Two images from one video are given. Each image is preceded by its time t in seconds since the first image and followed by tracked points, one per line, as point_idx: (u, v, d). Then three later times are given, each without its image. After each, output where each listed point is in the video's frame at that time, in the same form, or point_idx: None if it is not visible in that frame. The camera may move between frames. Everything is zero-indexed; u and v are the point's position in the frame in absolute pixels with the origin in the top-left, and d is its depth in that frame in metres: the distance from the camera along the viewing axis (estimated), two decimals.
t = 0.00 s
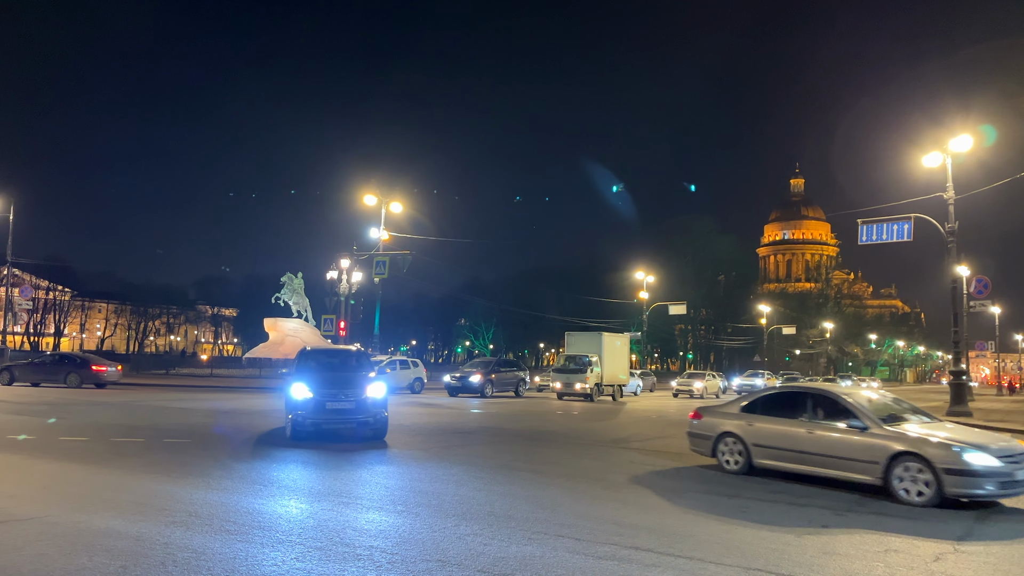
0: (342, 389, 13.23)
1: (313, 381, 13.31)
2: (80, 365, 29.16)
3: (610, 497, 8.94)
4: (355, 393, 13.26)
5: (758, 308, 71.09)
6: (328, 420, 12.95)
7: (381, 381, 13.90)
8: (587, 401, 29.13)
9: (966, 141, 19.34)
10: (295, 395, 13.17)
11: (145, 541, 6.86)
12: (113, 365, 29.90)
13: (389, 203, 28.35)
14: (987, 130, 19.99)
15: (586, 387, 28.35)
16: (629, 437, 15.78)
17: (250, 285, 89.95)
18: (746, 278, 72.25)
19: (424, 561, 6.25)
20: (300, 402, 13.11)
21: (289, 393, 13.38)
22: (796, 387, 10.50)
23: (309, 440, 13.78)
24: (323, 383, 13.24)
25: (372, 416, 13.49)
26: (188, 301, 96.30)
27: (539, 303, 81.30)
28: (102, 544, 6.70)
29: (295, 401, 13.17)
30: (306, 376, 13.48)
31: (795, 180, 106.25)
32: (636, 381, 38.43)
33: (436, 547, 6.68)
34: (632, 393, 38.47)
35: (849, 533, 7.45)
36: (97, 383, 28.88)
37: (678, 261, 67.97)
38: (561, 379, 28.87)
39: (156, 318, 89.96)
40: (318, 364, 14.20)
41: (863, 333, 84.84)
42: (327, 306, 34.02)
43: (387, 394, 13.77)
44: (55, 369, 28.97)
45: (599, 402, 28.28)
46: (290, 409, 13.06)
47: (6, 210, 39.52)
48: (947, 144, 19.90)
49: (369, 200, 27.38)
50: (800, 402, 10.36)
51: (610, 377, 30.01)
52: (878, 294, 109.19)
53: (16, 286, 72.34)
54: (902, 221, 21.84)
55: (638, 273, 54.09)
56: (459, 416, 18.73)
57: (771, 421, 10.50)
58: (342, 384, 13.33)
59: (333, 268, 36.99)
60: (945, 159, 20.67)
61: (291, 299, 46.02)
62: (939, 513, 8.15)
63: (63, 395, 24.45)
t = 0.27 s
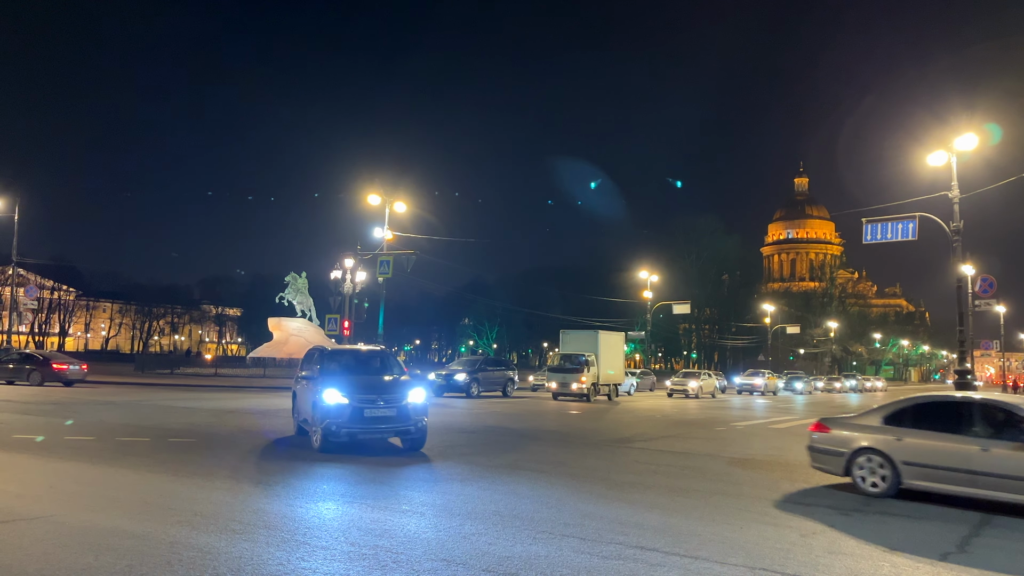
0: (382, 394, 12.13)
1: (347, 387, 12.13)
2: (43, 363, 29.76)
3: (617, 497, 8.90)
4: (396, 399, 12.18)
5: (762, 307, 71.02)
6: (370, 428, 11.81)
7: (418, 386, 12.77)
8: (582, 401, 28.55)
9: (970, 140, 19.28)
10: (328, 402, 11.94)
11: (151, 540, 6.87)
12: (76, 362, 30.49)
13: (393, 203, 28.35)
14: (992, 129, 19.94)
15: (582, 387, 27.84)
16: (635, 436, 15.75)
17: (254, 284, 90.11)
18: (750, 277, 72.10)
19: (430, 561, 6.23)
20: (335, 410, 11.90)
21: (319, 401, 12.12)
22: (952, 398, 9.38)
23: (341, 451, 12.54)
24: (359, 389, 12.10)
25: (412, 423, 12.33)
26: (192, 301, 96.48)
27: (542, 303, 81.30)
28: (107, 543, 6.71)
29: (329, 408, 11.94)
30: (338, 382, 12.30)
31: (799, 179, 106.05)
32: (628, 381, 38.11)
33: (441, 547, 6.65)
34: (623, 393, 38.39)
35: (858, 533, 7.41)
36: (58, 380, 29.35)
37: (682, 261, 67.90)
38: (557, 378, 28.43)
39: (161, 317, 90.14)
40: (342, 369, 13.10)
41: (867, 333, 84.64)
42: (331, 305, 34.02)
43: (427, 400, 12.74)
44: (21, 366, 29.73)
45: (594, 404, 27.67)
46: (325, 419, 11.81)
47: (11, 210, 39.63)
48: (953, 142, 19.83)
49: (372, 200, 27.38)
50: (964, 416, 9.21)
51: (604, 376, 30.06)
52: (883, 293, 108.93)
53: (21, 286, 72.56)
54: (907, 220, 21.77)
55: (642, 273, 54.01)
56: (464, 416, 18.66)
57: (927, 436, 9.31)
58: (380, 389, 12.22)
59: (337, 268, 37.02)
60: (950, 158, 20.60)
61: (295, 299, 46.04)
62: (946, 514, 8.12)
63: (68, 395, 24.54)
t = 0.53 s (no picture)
0: (438, 401, 10.64)
1: (398, 394, 10.60)
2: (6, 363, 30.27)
3: (618, 497, 8.88)
4: (454, 406, 10.71)
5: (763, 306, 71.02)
6: (429, 441, 10.29)
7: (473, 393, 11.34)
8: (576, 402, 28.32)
9: (971, 139, 19.28)
10: (378, 411, 10.37)
11: (153, 541, 6.88)
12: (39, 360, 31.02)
13: (393, 203, 28.36)
14: (993, 128, 19.95)
15: (576, 388, 27.68)
16: (635, 435, 15.74)
17: (254, 284, 90.13)
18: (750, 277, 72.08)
19: (435, 561, 6.21)
20: (387, 420, 10.33)
21: (366, 410, 10.52)
22: None
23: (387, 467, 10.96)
24: (411, 395, 10.58)
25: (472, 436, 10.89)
26: (193, 300, 96.52)
27: (543, 302, 81.31)
28: (108, 544, 6.70)
29: (380, 419, 10.36)
30: (387, 389, 10.75)
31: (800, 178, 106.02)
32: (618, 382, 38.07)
33: (444, 547, 6.64)
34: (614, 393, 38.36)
35: (859, 533, 7.39)
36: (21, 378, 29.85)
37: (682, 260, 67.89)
38: (550, 379, 28.16)
39: (161, 317, 90.16)
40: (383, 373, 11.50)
41: (868, 332, 84.65)
42: (331, 305, 34.02)
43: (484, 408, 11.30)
44: None
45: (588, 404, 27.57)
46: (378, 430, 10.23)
47: (12, 210, 39.66)
48: (953, 142, 19.84)
49: (373, 200, 27.38)
50: None
51: (597, 376, 30.03)
52: (883, 293, 108.94)
53: (21, 286, 72.62)
54: (907, 219, 21.78)
55: (642, 272, 54.01)
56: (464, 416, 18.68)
57: None
58: (436, 395, 10.73)
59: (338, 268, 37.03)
60: (950, 157, 20.60)
61: (295, 299, 46.04)
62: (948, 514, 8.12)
63: (69, 395, 24.58)
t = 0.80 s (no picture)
0: (520, 410, 9.14)
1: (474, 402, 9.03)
2: None
3: (616, 497, 8.87)
4: (538, 416, 9.23)
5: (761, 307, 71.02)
6: (515, 458, 8.78)
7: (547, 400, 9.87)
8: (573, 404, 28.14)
9: (968, 139, 19.32)
10: (455, 423, 8.80)
11: (152, 541, 6.88)
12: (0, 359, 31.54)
13: (391, 203, 28.37)
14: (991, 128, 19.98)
15: (570, 388, 27.57)
16: (633, 436, 15.73)
17: (252, 284, 90.06)
18: (749, 277, 72.06)
19: (436, 561, 6.21)
20: (466, 433, 8.77)
21: (439, 421, 8.94)
22: None
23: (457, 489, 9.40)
24: (488, 404, 9.05)
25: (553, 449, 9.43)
26: (191, 301, 96.52)
27: (541, 303, 81.33)
28: (106, 544, 6.70)
29: (457, 432, 8.78)
30: (461, 397, 9.24)
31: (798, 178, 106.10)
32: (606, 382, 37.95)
33: (443, 547, 6.65)
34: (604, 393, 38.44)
35: (858, 532, 7.39)
36: None
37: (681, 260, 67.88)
38: (543, 380, 28.00)
39: (160, 318, 90.15)
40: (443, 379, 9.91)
41: (866, 332, 84.67)
42: (330, 306, 33.99)
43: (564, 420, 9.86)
44: None
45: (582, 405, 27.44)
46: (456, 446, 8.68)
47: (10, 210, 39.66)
48: (951, 142, 19.85)
49: (371, 200, 27.38)
50: None
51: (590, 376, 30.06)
52: (882, 292, 109.03)
53: (19, 286, 72.55)
54: (905, 219, 21.81)
55: (641, 272, 54.02)
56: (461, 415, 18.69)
57: None
58: (517, 404, 9.24)
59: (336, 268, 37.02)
60: (949, 157, 20.59)
61: (294, 300, 46.02)
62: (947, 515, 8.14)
63: (67, 395, 24.53)
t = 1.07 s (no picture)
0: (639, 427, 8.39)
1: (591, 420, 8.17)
2: None
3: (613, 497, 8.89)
4: (655, 433, 8.45)
5: (759, 307, 71.08)
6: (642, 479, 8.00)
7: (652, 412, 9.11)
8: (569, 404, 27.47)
9: (966, 139, 19.34)
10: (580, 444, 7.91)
11: (150, 542, 6.87)
12: None
13: (389, 203, 28.34)
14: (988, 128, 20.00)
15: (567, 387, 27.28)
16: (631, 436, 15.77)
17: (250, 285, 89.99)
18: (747, 277, 72.03)
19: (433, 561, 6.23)
20: (586, 454, 7.93)
21: (555, 441, 8.04)
22: None
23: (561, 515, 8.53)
24: (607, 422, 8.21)
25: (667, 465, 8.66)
26: (189, 302, 96.41)
27: (540, 303, 81.30)
28: (104, 546, 6.70)
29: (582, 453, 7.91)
30: (566, 411, 8.40)
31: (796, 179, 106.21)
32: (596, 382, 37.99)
33: (440, 547, 6.67)
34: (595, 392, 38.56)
35: (857, 532, 7.39)
36: None
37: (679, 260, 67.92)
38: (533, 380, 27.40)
39: (157, 319, 90.02)
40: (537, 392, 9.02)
41: (864, 332, 84.80)
42: (327, 306, 33.93)
43: (668, 429, 9.15)
44: None
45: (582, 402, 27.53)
46: (577, 469, 7.83)
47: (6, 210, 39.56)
48: (948, 142, 19.87)
49: (369, 200, 27.36)
50: None
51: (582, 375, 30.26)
52: (879, 292, 109.24)
53: (16, 287, 72.33)
54: (902, 219, 21.84)
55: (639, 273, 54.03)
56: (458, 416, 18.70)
57: None
58: (629, 418, 8.45)
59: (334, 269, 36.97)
60: (946, 157, 20.61)
61: (292, 300, 45.97)
62: (943, 514, 8.21)
63: (65, 396, 24.52)
